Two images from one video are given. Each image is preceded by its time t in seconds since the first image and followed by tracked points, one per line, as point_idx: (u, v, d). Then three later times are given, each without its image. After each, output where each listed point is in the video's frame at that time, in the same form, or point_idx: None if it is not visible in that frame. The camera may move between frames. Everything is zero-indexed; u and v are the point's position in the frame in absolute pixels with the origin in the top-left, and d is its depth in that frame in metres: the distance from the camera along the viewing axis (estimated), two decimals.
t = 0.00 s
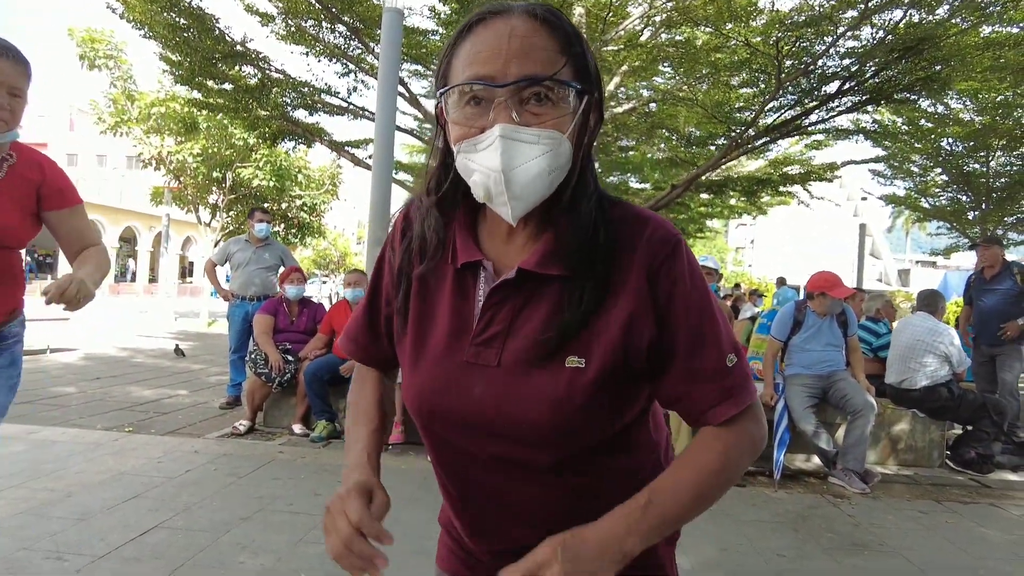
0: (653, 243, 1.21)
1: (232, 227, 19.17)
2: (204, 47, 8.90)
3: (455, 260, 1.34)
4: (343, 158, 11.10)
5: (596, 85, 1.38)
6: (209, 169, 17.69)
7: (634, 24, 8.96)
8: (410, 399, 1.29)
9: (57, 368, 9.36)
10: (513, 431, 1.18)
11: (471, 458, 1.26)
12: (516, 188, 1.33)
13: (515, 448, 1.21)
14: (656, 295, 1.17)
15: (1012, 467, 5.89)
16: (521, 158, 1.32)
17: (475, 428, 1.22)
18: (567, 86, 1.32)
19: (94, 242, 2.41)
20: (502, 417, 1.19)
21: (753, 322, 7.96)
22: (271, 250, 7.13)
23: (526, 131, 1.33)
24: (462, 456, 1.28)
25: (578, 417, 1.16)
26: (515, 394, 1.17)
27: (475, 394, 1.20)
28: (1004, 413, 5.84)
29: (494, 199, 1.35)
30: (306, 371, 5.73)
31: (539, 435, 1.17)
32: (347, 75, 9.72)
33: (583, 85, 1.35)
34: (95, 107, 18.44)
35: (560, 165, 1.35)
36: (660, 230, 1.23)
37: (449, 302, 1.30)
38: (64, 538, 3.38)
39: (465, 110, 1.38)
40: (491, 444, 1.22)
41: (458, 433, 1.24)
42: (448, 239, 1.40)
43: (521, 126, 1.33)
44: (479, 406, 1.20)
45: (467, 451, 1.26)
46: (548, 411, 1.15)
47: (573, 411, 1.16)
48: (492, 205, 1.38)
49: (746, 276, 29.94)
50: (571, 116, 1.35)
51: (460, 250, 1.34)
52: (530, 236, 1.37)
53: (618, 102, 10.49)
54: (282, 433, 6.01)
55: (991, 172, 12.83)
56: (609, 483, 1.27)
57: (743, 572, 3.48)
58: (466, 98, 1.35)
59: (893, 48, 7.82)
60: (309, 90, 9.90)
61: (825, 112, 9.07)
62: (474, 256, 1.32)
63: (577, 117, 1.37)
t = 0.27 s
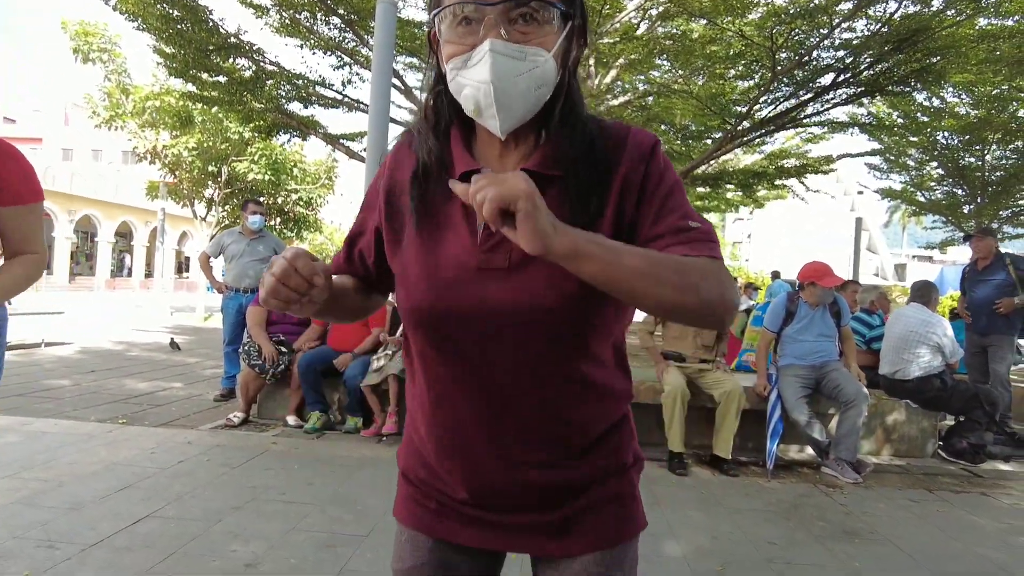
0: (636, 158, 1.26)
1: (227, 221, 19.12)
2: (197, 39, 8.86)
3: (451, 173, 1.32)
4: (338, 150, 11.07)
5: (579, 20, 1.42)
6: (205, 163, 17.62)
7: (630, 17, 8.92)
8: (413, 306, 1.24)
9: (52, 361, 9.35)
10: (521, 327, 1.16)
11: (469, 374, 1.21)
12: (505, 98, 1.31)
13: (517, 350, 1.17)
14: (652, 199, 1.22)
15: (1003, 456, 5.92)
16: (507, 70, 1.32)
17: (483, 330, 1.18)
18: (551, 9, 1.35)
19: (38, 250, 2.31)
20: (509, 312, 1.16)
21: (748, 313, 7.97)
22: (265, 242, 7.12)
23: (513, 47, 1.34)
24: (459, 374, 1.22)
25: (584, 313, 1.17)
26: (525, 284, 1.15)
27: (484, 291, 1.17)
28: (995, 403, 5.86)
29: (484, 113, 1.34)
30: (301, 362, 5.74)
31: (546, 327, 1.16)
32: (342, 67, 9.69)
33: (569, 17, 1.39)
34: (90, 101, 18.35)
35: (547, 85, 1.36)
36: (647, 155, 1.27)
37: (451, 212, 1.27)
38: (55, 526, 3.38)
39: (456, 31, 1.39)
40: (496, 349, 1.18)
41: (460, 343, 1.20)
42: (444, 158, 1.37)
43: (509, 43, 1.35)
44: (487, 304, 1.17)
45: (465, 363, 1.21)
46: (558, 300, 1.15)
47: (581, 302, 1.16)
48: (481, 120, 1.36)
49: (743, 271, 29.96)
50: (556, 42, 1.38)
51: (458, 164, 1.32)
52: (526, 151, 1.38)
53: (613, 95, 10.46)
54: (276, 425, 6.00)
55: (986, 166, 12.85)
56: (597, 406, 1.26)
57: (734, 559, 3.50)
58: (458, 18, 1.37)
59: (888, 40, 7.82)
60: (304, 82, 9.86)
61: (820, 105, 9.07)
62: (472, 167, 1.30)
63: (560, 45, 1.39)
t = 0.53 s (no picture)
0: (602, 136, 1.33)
1: (221, 213, 19.04)
2: (188, 29, 8.80)
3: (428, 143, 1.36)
4: (331, 142, 11.04)
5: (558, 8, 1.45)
6: (198, 154, 17.54)
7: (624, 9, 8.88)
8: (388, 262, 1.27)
9: (45, 354, 9.33)
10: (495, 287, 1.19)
11: (438, 336, 1.24)
12: (482, 84, 1.34)
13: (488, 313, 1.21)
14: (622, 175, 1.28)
15: (991, 447, 5.97)
16: (485, 59, 1.35)
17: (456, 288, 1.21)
18: None
19: None
20: (486, 270, 1.19)
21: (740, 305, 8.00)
22: (257, 234, 7.11)
23: (492, 36, 1.37)
24: (429, 331, 1.25)
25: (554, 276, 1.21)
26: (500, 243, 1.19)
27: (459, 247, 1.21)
28: (984, 394, 5.89)
29: (465, 96, 1.37)
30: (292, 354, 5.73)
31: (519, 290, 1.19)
32: (334, 59, 9.65)
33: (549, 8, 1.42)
34: (81, 92, 18.23)
35: (522, 70, 1.39)
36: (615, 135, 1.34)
37: (429, 176, 1.31)
38: (47, 518, 3.39)
39: (442, 19, 1.43)
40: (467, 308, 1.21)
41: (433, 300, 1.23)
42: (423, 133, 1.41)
43: (489, 31, 1.38)
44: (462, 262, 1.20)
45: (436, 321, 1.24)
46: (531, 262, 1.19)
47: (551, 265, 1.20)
48: (462, 102, 1.39)
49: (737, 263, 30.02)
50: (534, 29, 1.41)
51: (435, 134, 1.36)
52: (502, 127, 1.38)
53: (608, 86, 10.43)
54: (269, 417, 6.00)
55: (979, 158, 12.88)
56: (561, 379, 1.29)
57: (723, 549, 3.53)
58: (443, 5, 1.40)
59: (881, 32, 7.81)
60: (296, 73, 9.82)
61: (814, 96, 9.08)
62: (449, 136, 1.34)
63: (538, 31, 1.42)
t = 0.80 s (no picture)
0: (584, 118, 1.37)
1: (214, 208, 18.98)
2: (180, 23, 8.74)
3: (420, 124, 1.36)
4: (325, 136, 11.01)
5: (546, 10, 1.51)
6: (191, 149, 17.45)
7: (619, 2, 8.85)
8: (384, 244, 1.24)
9: (38, 350, 9.29)
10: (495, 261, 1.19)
11: (439, 319, 1.22)
12: (467, 66, 1.36)
13: (489, 290, 1.20)
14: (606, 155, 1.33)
15: (982, 439, 6.02)
16: (469, 44, 1.39)
17: (456, 266, 1.19)
18: None
19: None
20: (484, 246, 1.19)
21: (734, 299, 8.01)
22: (250, 228, 7.08)
23: (479, 24, 1.41)
24: (429, 314, 1.22)
25: (551, 251, 1.22)
26: (498, 217, 1.20)
27: (457, 224, 1.20)
28: (975, 387, 5.93)
29: (451, 79, 1.38)
30: (287, 349, 5.73)
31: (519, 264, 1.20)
32: (328, 52, 9.61)
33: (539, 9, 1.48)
34: (73, 85, 18.09)
35: (507, 58, 1.42)
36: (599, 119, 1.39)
37: (420, 156, 1.31)
38: (41, 514, 3.39)
39: (430, 6, 1.45)
40: (468, 287, 1.20)
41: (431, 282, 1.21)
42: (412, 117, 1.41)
43: (476, 19, 1.42)
44: (461, 238, 1.19)
45: (436, 302, 1.21)
46: (529, 235, 1.20)
47: (548, 239, 1.21)
48: (449, 85, 1.40)
49: (732, 257, 30.09)
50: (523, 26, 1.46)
51: (427, 115, 1.37)
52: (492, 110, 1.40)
53: (602, 80, 10.40)
54: (263, 411, 6.02)
55: (972, 152, 12.91)
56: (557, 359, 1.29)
57: (716, 541, 3.55)
58: None
59: (875, 26, 7.82)
60: (289, 67, 9.78)
61: (808, 91, 9.10)
62: (441, 117, 1.36)
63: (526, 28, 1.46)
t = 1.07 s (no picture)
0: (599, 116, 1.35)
1: (209, 204, 18.93)
2: (175, 18, 8.70)
3: (438, 112, 1.31)
4: (320, 132, 10.98)
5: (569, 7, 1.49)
6: (185, 145, 17.39)
7: None
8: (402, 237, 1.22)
9: (32, 347, 9.25)
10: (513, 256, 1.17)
11: (455, 315, 1.20)
12: (487, 58, 1.33)
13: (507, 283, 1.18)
14: (620, 156, 1.34)
15: (975, 435, 6.06)
16: (489, 37, 1.36)
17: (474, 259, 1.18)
18: None
19: None
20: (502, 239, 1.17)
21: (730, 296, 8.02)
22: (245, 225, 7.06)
23: (500, 18, 1.38)
24: (446, 309, 1.21)
25: (570, 245, 1.20)
26: (516, 208, 1.18)
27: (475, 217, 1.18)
28: (968, 384, 5.97)
29: (471, 72, 1.35)
30: (284, 348, 5.70)
31: (535, 256, 1.18)
32: (323, 48, 9.58)
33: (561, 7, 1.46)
34: (66, 81, 17.98)
35: (527, 52, 1.39)
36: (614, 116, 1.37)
37: (437, 145, 1.26)
38: (36, 513, 3.38)
39: None
40: (486, 280, 1.18)
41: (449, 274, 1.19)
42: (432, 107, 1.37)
43: (496, 13, 1.39)
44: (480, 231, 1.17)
45: (453, 296, 1.20)
46: (546, 227, 1.18)
47: (565, 234, 1.19)
48: (469, 79, 1.37)
49: (727, 253, 30.16)
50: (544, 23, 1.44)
51: (444, 104, 1.32)
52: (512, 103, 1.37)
53: (598, 76, 10.39)
54: (259, 409, 6.00)
55: (966, 149, 12.96)
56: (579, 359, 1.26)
57: (712, 538, 3.57)
58: None
59: (870, 23, 7.84)
60: (284, 62, 9.75)
61: (804, 88, 9.12)
62: (459, 107, 1.30)
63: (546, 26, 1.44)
